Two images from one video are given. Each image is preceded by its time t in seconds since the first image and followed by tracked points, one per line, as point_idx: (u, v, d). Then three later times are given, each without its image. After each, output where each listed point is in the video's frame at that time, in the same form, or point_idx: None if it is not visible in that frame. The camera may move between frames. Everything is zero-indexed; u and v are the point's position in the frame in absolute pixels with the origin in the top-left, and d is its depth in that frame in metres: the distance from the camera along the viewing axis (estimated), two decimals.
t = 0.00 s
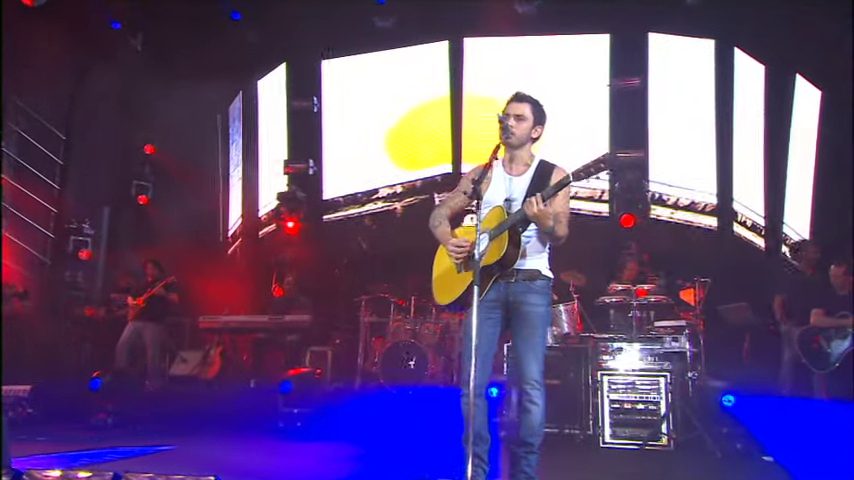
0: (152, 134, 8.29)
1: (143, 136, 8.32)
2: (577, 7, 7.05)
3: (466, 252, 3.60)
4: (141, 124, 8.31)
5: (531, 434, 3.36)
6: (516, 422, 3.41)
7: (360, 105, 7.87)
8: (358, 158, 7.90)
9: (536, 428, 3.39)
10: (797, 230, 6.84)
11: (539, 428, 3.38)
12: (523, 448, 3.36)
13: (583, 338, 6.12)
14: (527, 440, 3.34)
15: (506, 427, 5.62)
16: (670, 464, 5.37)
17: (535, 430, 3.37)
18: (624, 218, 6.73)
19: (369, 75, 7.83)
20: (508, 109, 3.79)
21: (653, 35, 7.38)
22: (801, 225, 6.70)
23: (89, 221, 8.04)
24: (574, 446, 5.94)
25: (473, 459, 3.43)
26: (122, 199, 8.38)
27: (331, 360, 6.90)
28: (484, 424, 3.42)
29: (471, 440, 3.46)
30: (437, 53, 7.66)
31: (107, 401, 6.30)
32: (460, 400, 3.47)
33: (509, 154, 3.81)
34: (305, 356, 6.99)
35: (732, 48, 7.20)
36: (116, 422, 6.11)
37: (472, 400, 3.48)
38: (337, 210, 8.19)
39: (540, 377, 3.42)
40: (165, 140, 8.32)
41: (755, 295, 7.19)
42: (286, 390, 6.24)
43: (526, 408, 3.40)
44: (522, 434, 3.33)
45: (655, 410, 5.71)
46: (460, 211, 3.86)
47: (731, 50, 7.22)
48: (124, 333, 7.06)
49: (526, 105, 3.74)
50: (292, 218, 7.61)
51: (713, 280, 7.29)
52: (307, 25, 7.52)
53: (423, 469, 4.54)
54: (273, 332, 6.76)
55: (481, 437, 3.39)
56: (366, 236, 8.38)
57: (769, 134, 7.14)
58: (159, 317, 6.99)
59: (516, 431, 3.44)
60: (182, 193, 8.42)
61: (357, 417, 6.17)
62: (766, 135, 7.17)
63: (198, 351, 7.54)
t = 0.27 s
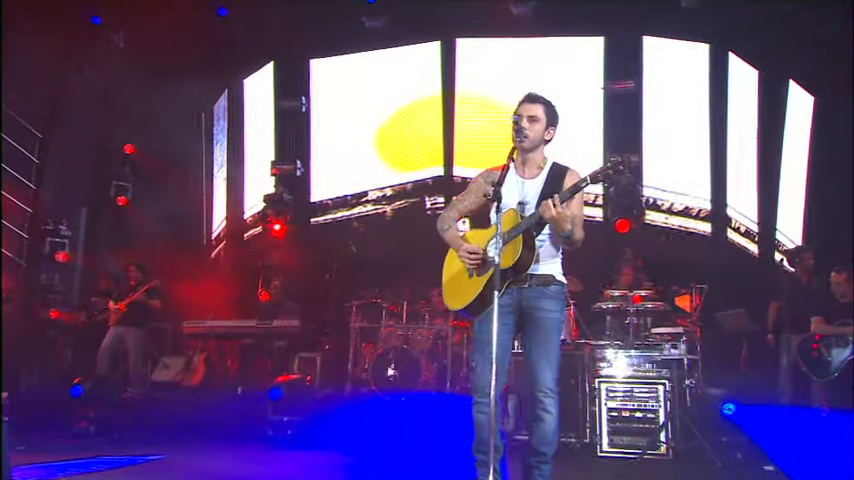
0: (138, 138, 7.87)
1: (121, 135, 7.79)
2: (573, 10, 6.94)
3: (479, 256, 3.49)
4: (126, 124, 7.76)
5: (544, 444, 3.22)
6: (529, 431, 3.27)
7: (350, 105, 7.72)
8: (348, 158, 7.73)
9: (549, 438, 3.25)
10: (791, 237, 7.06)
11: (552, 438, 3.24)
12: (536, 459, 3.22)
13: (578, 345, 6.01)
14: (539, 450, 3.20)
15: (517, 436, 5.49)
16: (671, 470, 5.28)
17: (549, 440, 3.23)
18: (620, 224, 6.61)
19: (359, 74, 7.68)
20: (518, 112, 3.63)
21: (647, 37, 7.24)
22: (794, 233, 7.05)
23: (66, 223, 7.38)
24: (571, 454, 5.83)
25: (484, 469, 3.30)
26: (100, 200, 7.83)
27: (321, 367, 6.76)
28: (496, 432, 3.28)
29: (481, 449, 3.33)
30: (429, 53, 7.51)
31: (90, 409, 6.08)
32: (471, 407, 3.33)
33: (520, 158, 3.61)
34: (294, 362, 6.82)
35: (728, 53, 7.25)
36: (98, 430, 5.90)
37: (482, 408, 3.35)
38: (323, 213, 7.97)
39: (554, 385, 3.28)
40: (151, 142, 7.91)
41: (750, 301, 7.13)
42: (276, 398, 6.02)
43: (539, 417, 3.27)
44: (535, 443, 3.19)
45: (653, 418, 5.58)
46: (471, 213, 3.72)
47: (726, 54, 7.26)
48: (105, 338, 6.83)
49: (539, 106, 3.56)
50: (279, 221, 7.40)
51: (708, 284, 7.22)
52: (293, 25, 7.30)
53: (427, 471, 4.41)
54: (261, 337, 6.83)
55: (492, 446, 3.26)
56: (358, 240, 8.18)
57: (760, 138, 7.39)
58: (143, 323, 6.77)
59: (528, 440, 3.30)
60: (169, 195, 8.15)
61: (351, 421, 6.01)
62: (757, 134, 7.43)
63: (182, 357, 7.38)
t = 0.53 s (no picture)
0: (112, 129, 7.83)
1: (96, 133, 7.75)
2: (562, 10, 6.84)
3: (481, 258, 3.48)
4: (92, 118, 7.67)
5: (552, 451, 3.13)
6: (535, 438, 3.17)
7: (332, 105, 7.56)
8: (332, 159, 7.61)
9: (556, 445, 3.16)
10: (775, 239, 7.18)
11: (559, 444, 3.15)
12: (543, 466, 3.12)
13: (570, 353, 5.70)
14: (548, 458, 3.11)
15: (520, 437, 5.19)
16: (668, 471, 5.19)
17: (556, 446, 3.14)
18: (607, 227, 6.64)
19: (342, 73, 7.52)
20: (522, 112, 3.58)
21: (635, 38, 7.15)
22: (779, 235, 7.17)
23: (34, 223, 7.00)
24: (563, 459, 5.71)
25: (488, 477, 3.19)
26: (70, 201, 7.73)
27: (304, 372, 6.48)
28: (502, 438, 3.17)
29: (485, 456, 3.21)
30: (414, 52, 7.43)
31: (63, 416, 5.80)
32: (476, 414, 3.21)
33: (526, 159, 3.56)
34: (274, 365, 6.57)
35: (713, 55, 7.09)
36: (73, 438, 5.61)
37: (487, 414, 3.23)
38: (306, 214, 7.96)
39: (561, 390, 3.18)
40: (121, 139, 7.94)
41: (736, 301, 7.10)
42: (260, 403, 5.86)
43: (545, 423, 3.17)
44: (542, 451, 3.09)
45: (644, 423, 5.34)
46: (475, 215, 3.67)
47: (712, 56, 7.09)
48: (78, 343, 6.57)
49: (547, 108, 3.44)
50: (260, 221, 7.28)
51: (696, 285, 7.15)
52: (275, 23, 7.11)
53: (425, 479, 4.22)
54: (241, 341, 6.41)
55: (498, 453, 3.15)
56: (342, 242, 8.42)
57: (747, 140, 7.30)
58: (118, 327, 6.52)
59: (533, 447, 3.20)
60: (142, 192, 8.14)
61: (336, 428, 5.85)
62: (743, 133, 7.29)
63: (158, 362, 7.24)
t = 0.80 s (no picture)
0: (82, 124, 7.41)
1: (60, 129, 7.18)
2: (545, 11, 6.78)
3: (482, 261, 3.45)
4: (58, 112, 7.17)
5: (552, 456, 3.35)
6: (537, 442, 3.38)
7: (311, 106, 7.41)
8: (311, 162, 7.45)
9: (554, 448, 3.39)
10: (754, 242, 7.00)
11: (558, 448, 3.38)
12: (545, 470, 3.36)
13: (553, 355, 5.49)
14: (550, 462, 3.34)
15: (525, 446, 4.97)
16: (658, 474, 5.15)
17: (557, 451, 3.37)
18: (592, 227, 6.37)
19: (321, 74, 7.37)
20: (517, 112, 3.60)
21: (616, 39, 7.15)
22: (757, 237, 7.01)
23: None
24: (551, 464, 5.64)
25: None
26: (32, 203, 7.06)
27: (283, 378, 6.45)
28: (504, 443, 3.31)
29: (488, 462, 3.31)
30: (395, 53, 7.30)
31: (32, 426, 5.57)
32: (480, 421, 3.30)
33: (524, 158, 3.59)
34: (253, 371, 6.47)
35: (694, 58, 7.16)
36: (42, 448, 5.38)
37: (489, 419, 3.33)
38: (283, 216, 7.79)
39: (562, 395, 3.36)
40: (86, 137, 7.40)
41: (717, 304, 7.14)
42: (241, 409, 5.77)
43: (546, 428, 3.36)
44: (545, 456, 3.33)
45: (632, 427, 5.21)
46: (472, 216, 3.64)
47: (692, 60, 7.17)
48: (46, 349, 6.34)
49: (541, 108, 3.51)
50: (237, 223, 7.12)
51: (682, 287, 7.00)
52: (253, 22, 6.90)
53: None
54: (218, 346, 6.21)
55: (504, 459, 3.28)
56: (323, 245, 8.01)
57: (726, 143, 7.24)
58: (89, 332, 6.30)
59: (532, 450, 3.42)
60: (108, 189, 7.58)
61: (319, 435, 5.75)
62: (725, 136, 7.25)
63: (131, 369, 7.04)
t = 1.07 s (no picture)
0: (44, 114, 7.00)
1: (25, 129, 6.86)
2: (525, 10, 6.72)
3: (479, 261, 3.39)
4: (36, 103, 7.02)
5: (551, 460, 3.29)
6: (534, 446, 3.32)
7: (288, 104, 7.27)
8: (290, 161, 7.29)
9: (553, 453, 3.32)
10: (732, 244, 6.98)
11: (557, 453, 3.31)
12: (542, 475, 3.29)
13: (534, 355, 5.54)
14: (547, 467, 3.27)
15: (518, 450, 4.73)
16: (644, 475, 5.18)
17: (555, 455, 3.30)
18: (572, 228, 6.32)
19: (299, 71, 7.26)
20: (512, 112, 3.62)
21: (596, 39, 7.02)
22: (735, 239, 7.00)
23: None
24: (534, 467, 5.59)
25: None
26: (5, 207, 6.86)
27: (260, 381, 6.16)
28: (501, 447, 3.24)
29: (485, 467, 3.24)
30: (373, 49, 7.19)
31: None
32: (476, 424, 3.23)
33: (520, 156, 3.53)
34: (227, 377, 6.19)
35: (673, 58, 7.07)
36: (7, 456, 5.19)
37: (485, 423, 3.26)
38: (257, 216, 7.44)
39: (560, 398, 3.30)
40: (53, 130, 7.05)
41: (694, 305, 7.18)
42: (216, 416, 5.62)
43: (544, 432, 3.30)
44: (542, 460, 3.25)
45: (616, 430, 5.24)
46: (467, 216, 3.59)
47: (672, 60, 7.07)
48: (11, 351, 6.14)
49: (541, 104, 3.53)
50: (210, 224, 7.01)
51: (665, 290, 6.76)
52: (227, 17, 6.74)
53: None
54: (192, 350, 5.99)
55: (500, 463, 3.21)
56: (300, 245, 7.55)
57: (705, 144, 7.19)
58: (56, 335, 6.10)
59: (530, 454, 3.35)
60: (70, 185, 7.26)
61: (301, 443, 5.64)
62: (702, 143, 7.20)
63: (99, 374, 7.26)
